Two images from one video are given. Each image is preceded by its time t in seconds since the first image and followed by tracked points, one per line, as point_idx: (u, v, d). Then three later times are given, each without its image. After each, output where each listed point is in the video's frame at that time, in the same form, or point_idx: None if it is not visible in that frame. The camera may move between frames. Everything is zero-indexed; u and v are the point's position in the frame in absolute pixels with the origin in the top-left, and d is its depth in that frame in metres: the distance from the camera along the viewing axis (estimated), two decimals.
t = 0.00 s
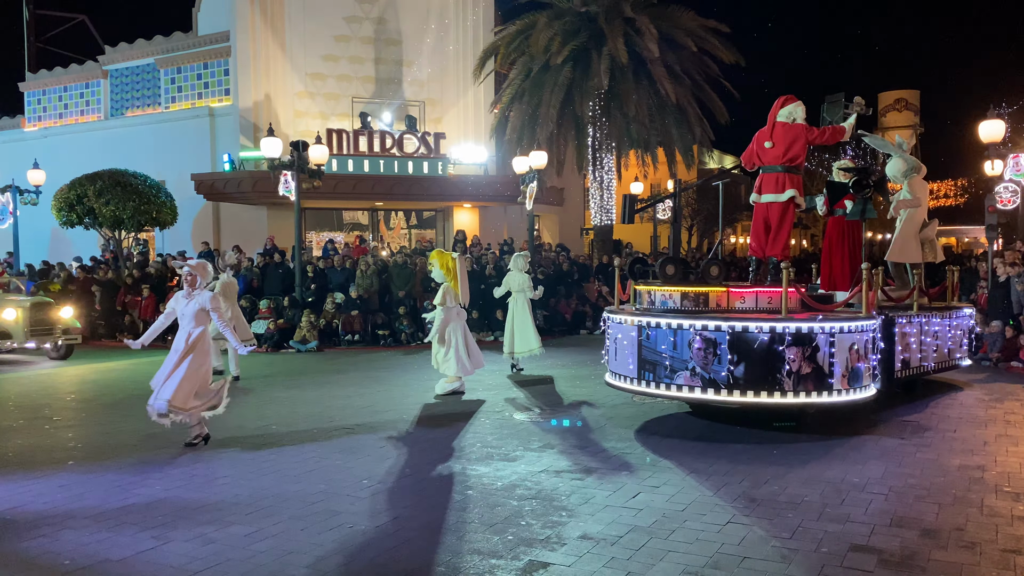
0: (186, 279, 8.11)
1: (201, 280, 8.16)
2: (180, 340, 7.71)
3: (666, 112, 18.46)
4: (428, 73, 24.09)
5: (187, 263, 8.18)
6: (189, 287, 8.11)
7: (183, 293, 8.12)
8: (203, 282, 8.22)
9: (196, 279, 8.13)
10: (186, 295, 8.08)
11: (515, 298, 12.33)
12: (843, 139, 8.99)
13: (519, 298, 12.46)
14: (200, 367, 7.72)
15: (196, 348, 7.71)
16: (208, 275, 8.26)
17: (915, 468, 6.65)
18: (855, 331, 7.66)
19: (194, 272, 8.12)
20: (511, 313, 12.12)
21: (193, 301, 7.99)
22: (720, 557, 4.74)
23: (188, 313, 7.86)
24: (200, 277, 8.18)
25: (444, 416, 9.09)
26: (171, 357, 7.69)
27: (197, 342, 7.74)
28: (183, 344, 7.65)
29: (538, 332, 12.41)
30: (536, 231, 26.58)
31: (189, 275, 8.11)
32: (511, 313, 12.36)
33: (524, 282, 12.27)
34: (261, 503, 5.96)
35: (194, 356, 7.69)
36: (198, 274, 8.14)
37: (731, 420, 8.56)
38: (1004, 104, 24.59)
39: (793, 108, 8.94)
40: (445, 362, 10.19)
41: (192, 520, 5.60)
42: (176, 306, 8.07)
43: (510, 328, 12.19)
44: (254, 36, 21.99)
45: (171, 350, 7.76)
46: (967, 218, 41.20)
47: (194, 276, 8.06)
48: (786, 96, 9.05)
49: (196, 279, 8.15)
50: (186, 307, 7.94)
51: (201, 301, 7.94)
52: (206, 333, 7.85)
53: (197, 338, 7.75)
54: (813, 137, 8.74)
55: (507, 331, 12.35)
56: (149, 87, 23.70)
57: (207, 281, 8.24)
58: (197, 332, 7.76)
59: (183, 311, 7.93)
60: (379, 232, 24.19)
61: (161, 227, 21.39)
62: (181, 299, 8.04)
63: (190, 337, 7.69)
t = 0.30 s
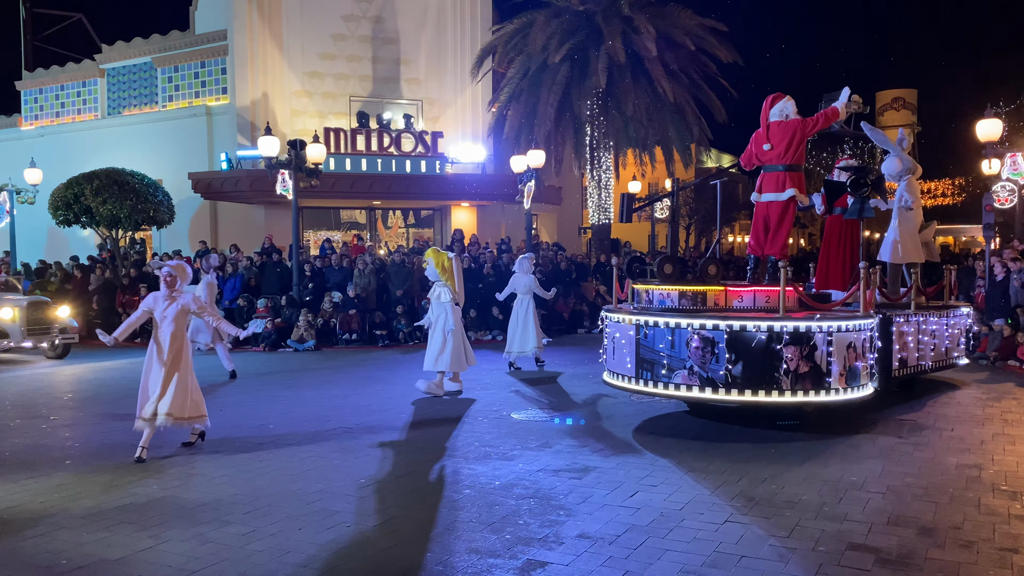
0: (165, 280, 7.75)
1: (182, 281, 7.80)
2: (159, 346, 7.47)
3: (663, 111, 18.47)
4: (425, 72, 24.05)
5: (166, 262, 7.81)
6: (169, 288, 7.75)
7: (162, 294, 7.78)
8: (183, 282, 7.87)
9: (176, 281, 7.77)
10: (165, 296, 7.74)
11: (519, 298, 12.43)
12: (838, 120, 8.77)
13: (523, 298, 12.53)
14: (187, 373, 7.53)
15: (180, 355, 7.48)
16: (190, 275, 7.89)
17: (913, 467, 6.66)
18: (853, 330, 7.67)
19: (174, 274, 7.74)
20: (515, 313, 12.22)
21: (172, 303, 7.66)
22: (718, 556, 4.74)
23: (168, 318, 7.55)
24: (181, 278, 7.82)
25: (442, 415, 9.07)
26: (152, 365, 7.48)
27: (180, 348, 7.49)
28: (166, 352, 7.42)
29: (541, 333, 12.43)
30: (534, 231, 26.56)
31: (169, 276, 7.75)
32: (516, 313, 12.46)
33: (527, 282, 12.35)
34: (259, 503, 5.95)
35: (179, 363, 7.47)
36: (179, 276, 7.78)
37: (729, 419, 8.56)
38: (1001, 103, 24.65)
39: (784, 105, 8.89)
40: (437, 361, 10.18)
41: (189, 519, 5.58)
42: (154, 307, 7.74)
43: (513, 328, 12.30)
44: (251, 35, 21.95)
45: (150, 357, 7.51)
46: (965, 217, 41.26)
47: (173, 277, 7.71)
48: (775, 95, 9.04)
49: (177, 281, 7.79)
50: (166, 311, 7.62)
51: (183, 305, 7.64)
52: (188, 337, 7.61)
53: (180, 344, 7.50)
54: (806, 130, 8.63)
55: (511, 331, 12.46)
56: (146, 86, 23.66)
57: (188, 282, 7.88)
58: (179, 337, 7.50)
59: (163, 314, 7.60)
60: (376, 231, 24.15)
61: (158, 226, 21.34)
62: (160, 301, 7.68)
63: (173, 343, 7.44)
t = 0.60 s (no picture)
0: (142, 275, 7.54)
1: (159, 275, 7.61)
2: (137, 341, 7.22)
3: (661, 110, 18.47)
4: (422, 71, 24.02)
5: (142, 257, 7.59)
6: (146, 282, 7.53)
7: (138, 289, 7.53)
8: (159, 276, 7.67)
9: (153, 275, 7.57)
10: (142, 290, 7.50)
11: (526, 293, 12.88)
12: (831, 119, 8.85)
13: (529, 294, 12.99)
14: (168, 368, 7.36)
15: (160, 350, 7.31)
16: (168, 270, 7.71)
17: (909, 466, 6.67)
18: (849, 329, 7.68)
19: (151, 268, 7.55)
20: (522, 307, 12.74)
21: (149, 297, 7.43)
22: (715, 555, 4.74)
23: (144, 312, 7.31)
24: (159, 272, 7.64)
25: (439, 414, 9.06)
26: (130, 361, 7.23)
27: (158, 343, 7.34)
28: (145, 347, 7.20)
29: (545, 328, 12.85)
30: (531, 230, 26.58)
31: (146, 270, 7.55)
32: (521, 308, 12.91)
33: (533, 278, 12.79)
34: (256, 502, 5.94)
35: (160, 359, 7.29)
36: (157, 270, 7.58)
37: (727, 418, 8.57)
38: (997, 102, 24.74)
39: (777, 105, 8.97)
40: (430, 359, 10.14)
41: (186, 519, 5.58)
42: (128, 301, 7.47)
43: (519, 323, 12.76)
44: (248, 34, 21.91)
45: (126, 354, 7.25)
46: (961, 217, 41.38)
47: (151, 271, 7.52)
48: (769, 96, 9.10)
49: (154, 275, 7.61)
50: (142, 306, 7.37)
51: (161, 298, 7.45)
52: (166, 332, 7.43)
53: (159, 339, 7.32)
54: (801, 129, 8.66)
55: (515, 326, 12.89)
56: (142, 85, 23.60)
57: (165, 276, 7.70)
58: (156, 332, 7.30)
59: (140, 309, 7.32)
60: (373, 230, 24.15)
61: (155, 225, 21.29)
62: (138, 295, 7.43)
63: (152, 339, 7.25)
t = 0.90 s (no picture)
0: (129, 276, 7.42)
1: (145, 277, 7.53)
2: (131, 343, 7.17)
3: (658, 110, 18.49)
4: (419, 70, 24.02)
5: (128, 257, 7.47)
6: (134, 284, 7.40)
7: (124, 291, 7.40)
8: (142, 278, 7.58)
9: (140, 276, 7.48)
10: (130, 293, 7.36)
11: (527, 293, 13.02)
12: (833, 129, 8.94)
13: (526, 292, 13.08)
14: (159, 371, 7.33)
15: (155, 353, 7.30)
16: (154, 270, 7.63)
17: (906, 465, 6.68)
18: (846, 328, 7.69)
19: (139, 270, 7.46)
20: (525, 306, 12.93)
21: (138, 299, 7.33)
22: (713, 554, 4.74)
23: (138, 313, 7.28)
24: (144, 274, 7.55)
25: (437, 414, 9.06)
26: (122, 363, 7.13)
27: (151, 345, 7.31)
28: (141, 348, 7.16)
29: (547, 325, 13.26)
30: (528, 230, 26.58)
31: (133, 272, 7.44)
32: (522, 308, 13.01)
33: (538, 277, 12.99)
34: (253, 502, 5.93)
35: (153, 360, 7.26)
36: (144, 271, 7.51)
37: (724, 417, 8.57)
38: (993, 102, 24.83)
39: (778, 105, 8.96)
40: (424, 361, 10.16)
41: (183, 519, 5.57)
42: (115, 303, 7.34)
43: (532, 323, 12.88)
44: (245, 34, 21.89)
45: (118, 356, 7.14)
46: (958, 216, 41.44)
47: (140, 273, 7.43)
48: (770, 94, 9.09)
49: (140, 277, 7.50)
50: (133, 307, 7.28)
51: (152, 299, 7.40)
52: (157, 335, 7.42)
53: (151, 341, 7.31)
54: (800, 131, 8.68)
55: (518, 325, 13.00)
56: (139, 85, 23.57)
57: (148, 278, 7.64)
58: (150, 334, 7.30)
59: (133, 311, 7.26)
60: (371, 230, 24.14)
61: (152, 225, 21.27)
62: (127, 297, 7.32)
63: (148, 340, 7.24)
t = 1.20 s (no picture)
0: (114, 280, 7.27)
1: (130, 280, 7.35)
2: (116, 352, 6.99)
3: (656, 110, 18.49)
4: (417, 71, 24.03)
5: (112, 262, 7.34)
6: (118, 289, 7.26)
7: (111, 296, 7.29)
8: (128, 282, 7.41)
9: (124, 280, 7.30)
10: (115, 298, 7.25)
11: (532, 295, 13.04)
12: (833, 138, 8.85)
13: (532, 294, 13.10)
14: (149, 379, 7.17)
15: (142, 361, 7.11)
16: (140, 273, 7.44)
17: (904, 464, 6.69)
18: (844, 328, 7.69)
19: (122, 274, 7.28)
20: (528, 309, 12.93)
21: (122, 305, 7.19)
22: (710, 554, 4.75)
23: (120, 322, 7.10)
24: (131, 278, 7.38)
25: (435, 414, 9.06)
26: (109, 372, 6.99)
27: (138, 351, 7.11)
28: (126, 358, 6.97)
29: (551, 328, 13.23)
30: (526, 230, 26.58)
31: (117, 276, 7.28)
32: (527, 309, 13.06)
33: (544, 282, 12.94)
34: (251, 503, 5.93)
35: (140, 368, 7.07)
36: (129, 276, 7.34)
37: (721, 417, 8.58)
38: (990, 101, 24.90)
39: (781, 107, 8.96)
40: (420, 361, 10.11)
41: (181, 520, 5.56)
42: (102, 309, 7.23)
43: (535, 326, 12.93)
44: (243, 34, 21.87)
45: (104, 364, 6.99)
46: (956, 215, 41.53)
47: (123, 277, 7.26)
48: (774, 94, 9.05)
49: (126, 280, 7.34)
50: (117, 314, 7.14)
51: (134, 304, 7.18)
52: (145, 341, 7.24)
53: (138, 349, 7.10)
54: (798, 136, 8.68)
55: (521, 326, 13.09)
56: (136, 85, 23.55)
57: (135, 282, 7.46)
58: (135, 342, 7.09)
59: (116, 319, 7.11)
60: (368, 230, 24.11)
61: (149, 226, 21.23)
62: (111, 304, 7.19)
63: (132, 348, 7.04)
